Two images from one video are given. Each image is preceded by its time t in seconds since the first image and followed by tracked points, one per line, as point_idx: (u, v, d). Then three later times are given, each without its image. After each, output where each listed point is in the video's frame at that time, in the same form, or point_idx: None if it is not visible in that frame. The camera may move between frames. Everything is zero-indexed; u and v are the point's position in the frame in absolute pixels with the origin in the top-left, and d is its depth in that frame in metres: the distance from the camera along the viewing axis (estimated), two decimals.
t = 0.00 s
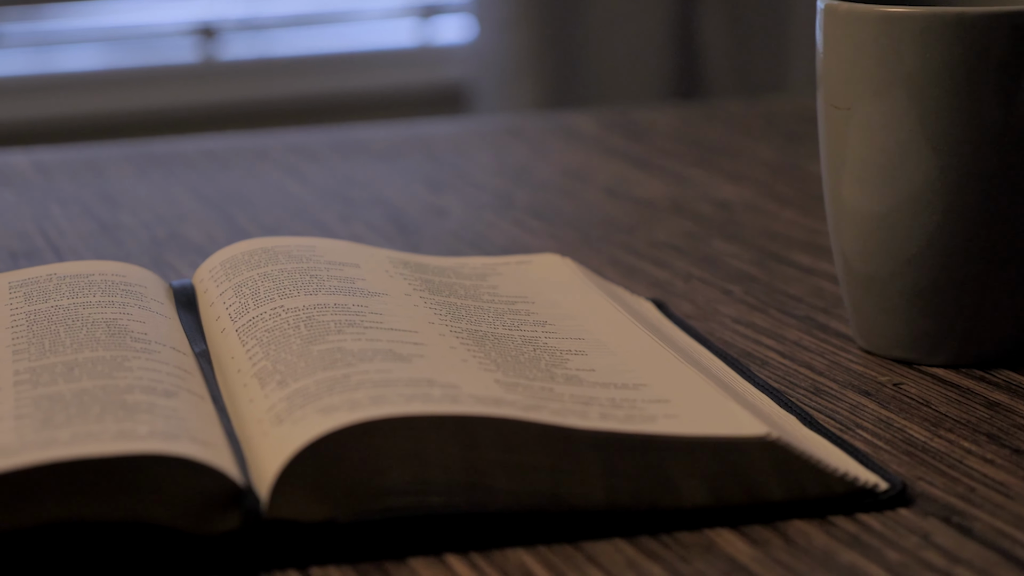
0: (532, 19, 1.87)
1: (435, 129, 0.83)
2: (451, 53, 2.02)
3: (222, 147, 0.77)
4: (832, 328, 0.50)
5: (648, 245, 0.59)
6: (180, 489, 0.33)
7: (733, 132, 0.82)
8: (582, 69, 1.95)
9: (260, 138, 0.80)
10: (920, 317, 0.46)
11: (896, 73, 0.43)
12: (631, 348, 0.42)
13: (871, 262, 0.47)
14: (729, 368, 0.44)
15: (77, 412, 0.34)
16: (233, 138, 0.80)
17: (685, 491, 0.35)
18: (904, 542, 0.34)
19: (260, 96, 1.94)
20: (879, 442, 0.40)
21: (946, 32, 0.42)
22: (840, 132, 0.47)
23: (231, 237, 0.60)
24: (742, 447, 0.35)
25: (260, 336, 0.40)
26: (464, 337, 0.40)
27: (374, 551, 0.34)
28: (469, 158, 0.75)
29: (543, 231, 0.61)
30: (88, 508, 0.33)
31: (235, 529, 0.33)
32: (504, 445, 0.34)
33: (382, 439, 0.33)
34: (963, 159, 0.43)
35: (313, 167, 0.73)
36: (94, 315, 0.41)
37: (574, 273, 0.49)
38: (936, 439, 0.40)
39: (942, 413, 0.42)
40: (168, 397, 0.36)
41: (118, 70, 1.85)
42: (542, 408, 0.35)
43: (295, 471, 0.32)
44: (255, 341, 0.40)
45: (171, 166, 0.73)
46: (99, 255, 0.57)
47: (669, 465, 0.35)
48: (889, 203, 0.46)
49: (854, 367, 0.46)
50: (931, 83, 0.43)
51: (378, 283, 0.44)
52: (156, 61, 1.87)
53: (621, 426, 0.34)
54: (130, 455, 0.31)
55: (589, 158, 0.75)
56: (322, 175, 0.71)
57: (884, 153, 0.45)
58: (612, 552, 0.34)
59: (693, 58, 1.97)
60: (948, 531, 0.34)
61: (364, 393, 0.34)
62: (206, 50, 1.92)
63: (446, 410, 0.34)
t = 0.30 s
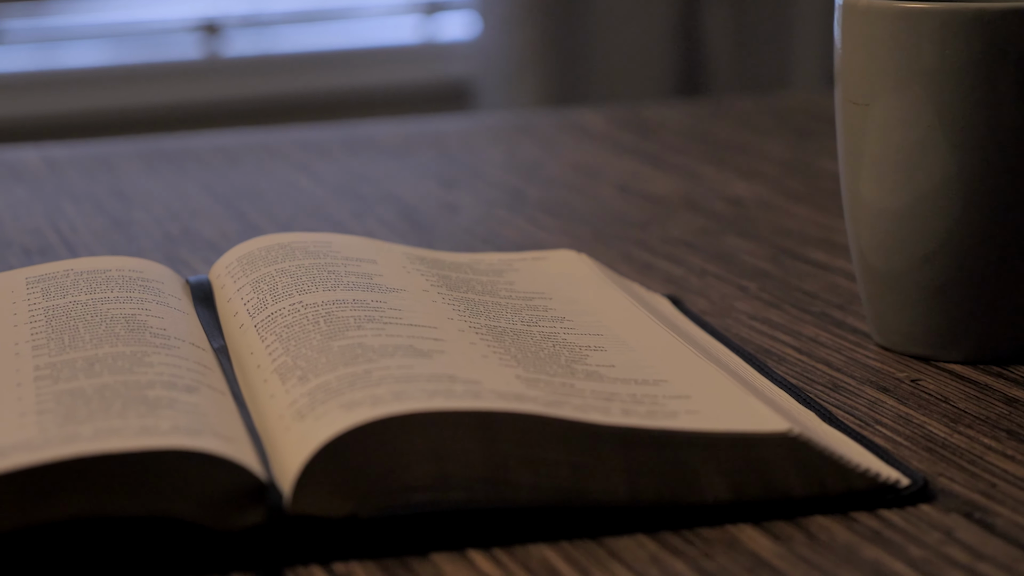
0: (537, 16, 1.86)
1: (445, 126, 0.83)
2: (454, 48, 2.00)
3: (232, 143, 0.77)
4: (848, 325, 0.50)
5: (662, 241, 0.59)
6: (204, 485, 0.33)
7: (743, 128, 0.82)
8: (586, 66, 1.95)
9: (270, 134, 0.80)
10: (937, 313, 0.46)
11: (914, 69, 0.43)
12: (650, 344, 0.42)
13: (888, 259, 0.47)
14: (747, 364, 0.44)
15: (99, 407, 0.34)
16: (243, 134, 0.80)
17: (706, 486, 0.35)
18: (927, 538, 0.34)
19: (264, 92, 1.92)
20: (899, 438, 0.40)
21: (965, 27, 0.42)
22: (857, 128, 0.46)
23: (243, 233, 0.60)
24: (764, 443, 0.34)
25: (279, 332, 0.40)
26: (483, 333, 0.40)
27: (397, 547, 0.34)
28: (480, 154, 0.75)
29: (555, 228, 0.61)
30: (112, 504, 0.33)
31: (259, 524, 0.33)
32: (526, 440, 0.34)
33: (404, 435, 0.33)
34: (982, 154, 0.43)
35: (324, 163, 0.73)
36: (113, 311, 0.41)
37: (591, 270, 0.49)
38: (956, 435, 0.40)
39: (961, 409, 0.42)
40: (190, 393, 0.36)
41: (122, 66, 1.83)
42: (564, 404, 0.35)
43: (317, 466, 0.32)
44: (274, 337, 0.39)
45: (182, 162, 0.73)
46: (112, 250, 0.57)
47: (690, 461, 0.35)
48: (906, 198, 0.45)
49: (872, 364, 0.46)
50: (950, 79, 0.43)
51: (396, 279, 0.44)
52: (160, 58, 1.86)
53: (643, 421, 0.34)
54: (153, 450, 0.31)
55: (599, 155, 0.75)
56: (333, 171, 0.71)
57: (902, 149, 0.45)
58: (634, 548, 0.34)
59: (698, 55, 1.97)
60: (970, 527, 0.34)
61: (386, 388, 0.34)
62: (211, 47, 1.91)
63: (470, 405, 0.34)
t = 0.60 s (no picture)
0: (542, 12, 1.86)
1: (456, 121, 0.83)
2: (458, 45, 2.01)
3: (243, 139, 0.77)
4: (864, 320, 0.50)
5: (675, 237, 0.59)
6: (225, 479, 0.32)
7: (754, 124, 0.82)
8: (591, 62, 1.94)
9: (282, 130, 0.80)
10: (954, 308, 0.46)
11: (932, 64, 0.43)
12: (667, 339, 0.42)
13: (904, 254, 0.47)
14: (764, 359, 0.44)
15: (120, 401, 0.34)
16: (254, 130, 0.80)
17: (726, 482, 0.35)
18: (948, 533, 0.34)
19: (268, 89, 1.92)
20: (917, 433, 0.40)
21: (983, 23, 0.41)
22: (874, 124, 0.46)
23: (257, 229, 0.60)
24: (785, 438, 0.34)
25: (298, 327, 0.40)
26: (502, 328, 0.40)
27: (418, 542, 0.34)
28: (491, 150, 0.75)
29: (568, 223, 0.61)
30: (134, 498, 0.33)
31: (280, 518, 0.33)
32: (547, 434, 0.34)
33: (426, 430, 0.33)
34: (999, 149, 0.43)
35: (336, 158, 0.73)
36: (131, 306, 0.41)
37: (607, 265, 0.49)
38: (974, 431, 0.40)
39: (979, 404, 0.42)
40: (210, 387, 0.36)
41: (127, 63, 1.82)
42: (584, 399, 0.35)
43: (339, 461, 0.32)
44: (293, 332, 0.39)
45: (194, 157, 0.73)
46: (127, 246, 0.57)
47: (710, 456, 0.35)
48: (923, 194, 0.45)
49: (888, 360, 0.46)
50: (967, 74, 0.43)
51: (413, 274, 0.44)
52: (166, 54, 1.86)
53: (664, 416, 0.34)
54: (175, 445, 0.31)
55: (611, 150, 0.75)
56: (345, 166, 0.71)
57: (919, 144, 0.45)
58: (656, 542, 0.34)
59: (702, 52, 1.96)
60: (992, 522, 0.34)
61: (408, 383, 0.34)
62: (215, 43, 1.91)
63: (492, 400, 0.34)
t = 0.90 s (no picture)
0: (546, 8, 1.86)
1: (466, 116, 0.83)
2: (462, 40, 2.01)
3: (253, 134, 0.77)
4: (879, 316, 0.50)
5: (688, 233, 0.60)
6: (248, 474, 0.32)
7: (764, 119, 0.82)
8: (595, 58, 1.94)
9: (292, 125, 0.80)
10: (971, 304, 0.46)
11: (949, 59, 0.43)
12: (685, 334, 0.42)
13: (921, 250, 0.47)
14: (781, 355, 0.44)
15: (142, 396, 0.34)
16: (264, 125, 0.80)
17: (748, 477, 0.35)
18: (970, 529, 0.34)
19: (271, 84, 1.91)
20: (936, 429, 0.40)
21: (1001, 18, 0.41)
22: (890, 119, 0.46)
23: (270, 225, 0.60)
24: (806, 433, 0.34)
25: (316, 322, 0.40)
26: (521, 323, 0.40)
27: (441, 537, 0.34)
28: (502, 145, 0.75)
29: (581, 219, 0.61)
30: (157, 494, 0.33)
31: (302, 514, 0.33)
32: (569, 429, 0.34)
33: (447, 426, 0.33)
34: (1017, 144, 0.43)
35: (347, 154, 0.73)
36: (149, 302, 0.41)
37: (622, 261, 0.49)
38: (993, 427, 0.40)
39: (997, 400, 0.42)
40: (230, 383, 0.36)
41: (130, 58, 1.82)
42: (606, 395, 0.35)
43: (361, 456, 0.32)
44: (311, 327, 0.39)
45: (204, 153, 0.73)
46: (140, 241, 0.57)
47: (731, 452, 0.35)
48: (939, 190, 0.45)
49: (905, 355, 0.46)
50: (985, 69, 0.42)
51: (430, 269, 0.44)
52: (170, 48, 1.85)
53: (685, 412, 0.34)
54: (198, 440, 0.31)
55: (621, 145, 0.75)
56: (355, 162, 0.71)
57: (936, 140, 0.45)
58: (678, 538, 0.34)
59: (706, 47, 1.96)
60: (1014, 518, 0.34)
61: (429, 378, 0.34)
62: (219, 38, 1.90)
63: (514, 395, 0.33)
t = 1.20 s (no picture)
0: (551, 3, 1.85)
1: (477, 112, 0.82)
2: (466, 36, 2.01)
3: (265, 130, 0.77)
4: (897, 312, 0.50)
5: (703, 228, 0.60)
6: (274, 470, 0.32)
7: (775, 115, 0.81)
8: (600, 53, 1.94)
9: (303, 121, 0.80)
10: (990, 300, 0.46)
11: (969, 56, 0.43)
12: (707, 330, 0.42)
13: (940, 245, 0.47)
14: (802, 351, 0.44)
15: (167, 392, 0.34)
16: (275, 121, 0.80)
17: (773, 472, 0.35)
18: (996, 525, 0.34)
19: (274, 79, 1.91)
20: (959, 424, 0.40)
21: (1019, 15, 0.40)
22: (911, 115, 0.46)
23: (285, 220, 0.60)
24: (831, 429, 0.34)
25: (339, 317, 0.40)
26: (543, 319, 0.40)
27: (468, 532, 0.34)
28: (514, 141, 0.75)
29: (595, 214, 0.61)
30: (183, 490, 0.33)
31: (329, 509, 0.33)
32: (594, 425, 0.34)
33: (473, 421, 0.33)
34: None
35: (359, 150, 0.73)
36: (170, 297, 0.41)
37: (640, 257, 0.49)
38: (1016, 422, 0.40)
39: (1019, 396, 0.41)
40: (255, 377, 0.36)
41: (134, 54, 1.81)
42: (631, 390, 0.35)
43: (388, 452, 0.32)
44: (333, 322, 0.39)
45: (217, 148, 0.73)
46: (156, 237, 0.57)
47: (757, 447, 0.35)
48: (959, 186, 0.45)
49: (925, 351, 0.46)
50: (1006, 66, 0.42)
51: (450, 265, 0.44)
52: (174, 45, 1.85)
53: (711, 408, 0.34)
54: (225, 435, 0.31)
55: (633, 141, 0.75)
56: (368, 158, 0.71)
57: (956, 136, 0.44)
58: (703, 533, 0.34)
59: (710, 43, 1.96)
60: None
61: (455, 374, 0.34)
62: (224, 34, 1.91)
63: (539, 391, 0.33)
